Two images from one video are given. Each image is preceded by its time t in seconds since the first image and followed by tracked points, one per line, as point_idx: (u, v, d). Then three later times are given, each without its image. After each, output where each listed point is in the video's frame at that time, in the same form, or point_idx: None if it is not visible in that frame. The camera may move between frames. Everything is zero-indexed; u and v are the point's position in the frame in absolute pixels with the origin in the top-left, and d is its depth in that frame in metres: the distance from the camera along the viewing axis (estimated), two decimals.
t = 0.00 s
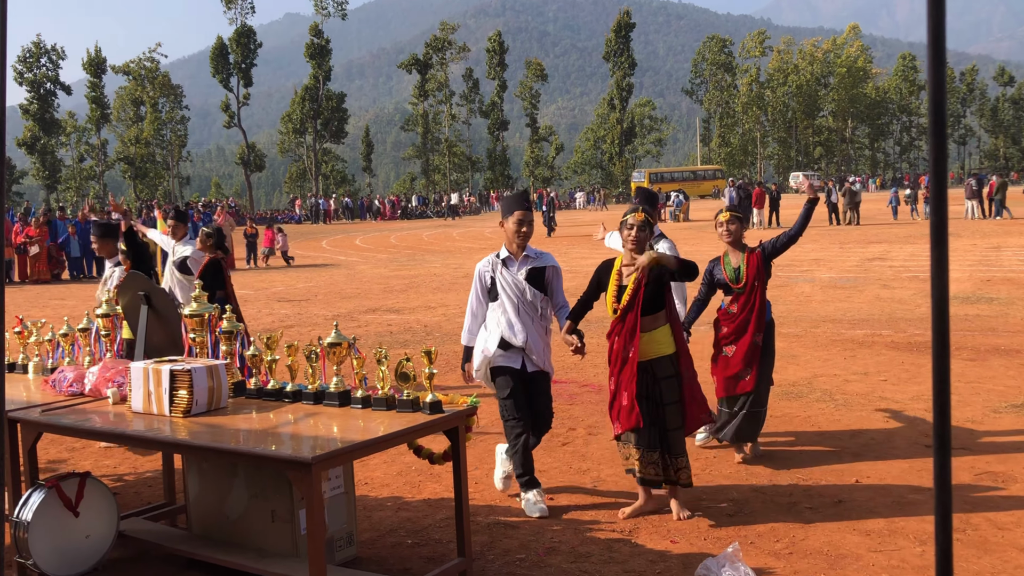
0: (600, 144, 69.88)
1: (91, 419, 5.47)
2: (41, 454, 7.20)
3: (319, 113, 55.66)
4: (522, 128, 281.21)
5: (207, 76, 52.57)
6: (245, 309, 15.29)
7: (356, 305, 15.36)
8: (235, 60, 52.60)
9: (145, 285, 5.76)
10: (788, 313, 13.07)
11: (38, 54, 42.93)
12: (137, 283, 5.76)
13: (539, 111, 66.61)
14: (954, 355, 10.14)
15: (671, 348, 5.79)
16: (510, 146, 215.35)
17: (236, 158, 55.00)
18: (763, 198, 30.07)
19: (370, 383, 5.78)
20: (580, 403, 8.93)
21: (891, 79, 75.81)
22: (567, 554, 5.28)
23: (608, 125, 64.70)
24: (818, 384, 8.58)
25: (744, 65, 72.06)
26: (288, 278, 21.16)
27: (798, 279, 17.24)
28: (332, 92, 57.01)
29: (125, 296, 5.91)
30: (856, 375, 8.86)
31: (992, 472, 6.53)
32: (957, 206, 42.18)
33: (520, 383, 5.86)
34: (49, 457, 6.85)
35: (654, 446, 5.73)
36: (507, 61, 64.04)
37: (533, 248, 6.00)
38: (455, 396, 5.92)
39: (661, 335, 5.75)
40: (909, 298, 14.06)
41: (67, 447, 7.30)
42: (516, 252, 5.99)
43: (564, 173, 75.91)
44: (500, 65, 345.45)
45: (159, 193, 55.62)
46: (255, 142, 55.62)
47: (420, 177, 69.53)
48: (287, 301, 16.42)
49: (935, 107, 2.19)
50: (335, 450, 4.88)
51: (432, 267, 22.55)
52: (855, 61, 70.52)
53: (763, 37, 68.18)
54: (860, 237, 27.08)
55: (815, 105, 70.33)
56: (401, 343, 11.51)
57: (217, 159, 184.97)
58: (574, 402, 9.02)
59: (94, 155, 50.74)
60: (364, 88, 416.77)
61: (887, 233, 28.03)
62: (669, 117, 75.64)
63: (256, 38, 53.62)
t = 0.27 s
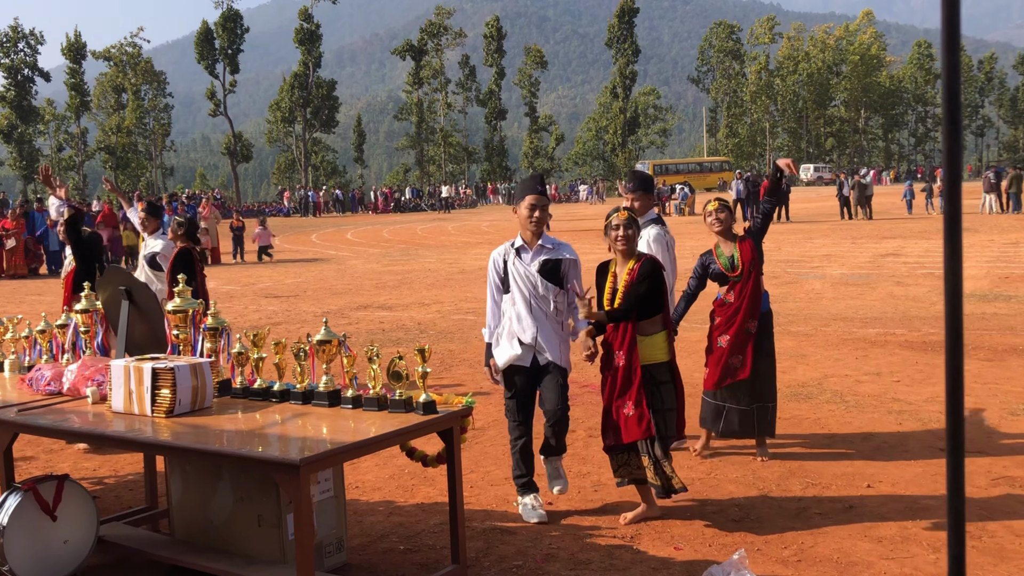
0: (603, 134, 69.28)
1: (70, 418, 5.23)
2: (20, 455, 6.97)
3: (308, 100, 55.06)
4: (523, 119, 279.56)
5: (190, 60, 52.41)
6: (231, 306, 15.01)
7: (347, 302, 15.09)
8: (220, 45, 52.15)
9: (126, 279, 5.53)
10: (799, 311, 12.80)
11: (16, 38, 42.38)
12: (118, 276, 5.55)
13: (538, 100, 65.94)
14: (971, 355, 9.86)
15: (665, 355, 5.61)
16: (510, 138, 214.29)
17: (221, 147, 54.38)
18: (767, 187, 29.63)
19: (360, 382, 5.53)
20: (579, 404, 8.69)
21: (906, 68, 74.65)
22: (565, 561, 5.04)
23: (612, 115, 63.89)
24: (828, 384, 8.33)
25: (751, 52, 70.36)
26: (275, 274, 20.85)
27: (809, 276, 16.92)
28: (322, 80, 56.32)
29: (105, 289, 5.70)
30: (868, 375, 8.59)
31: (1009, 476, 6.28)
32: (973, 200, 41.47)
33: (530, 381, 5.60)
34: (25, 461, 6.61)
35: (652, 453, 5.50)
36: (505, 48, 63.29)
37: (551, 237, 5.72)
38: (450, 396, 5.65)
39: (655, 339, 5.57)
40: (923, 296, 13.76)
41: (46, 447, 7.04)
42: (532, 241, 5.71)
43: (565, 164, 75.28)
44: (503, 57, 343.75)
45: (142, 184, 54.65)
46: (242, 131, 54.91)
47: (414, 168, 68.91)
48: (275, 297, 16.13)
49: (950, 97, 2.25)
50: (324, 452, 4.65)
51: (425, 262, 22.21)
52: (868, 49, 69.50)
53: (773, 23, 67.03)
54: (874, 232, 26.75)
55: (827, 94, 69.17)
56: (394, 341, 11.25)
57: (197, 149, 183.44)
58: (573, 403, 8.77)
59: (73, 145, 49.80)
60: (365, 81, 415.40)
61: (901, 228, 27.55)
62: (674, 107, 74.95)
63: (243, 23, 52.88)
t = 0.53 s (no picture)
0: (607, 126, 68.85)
1: (54, 420, 5.04)
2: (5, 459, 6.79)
3: (301, 91, 54.51)
4: (525, 111, 278.12)
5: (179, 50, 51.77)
6: (221, 304, 14.80)
7: (340, 300, 14.89)
8: (211, 34, 51.50)
9: (111, 276, 5.31)
10: (808, 310, 12.60)
11: None
12: (102, 273, 5.33)
13: (539, 91, 65.38)
14: (985, 355, 9.68)
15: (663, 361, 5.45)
16: (510, 130, 213.17)
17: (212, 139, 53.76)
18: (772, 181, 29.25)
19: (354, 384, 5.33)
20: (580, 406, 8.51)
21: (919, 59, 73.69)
22: (567, 568, 4.86)
23: (615, 106, 63.20)
24: (837, 386, 8.15)
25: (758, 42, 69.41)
26: (267, 270, 20.61)
27: (818, 274, 16.72)
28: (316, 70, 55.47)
29: (89, 287, 5.49)
30: (879, 377, 8.41)
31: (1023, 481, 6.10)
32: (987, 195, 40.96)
33: (543, 392, 5.33)
34: (9, 465, 6.42)
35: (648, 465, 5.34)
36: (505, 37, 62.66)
37: (573, 243, 5.35)
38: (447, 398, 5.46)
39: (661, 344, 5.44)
40: (936, 294, 13.56)
41: (35, 452, 6.88)
42: (552, 246, 5.40)
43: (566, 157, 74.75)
44: (506, 50, 342.18)
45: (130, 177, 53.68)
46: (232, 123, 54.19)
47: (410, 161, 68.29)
48: (266, 295, 15.92)
49: (962, 91, 2.23)
50: (318, 455, 4.48)
51: (421, 259, 21.96)
52: (880, 39, 68.64)
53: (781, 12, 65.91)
54: (885, 229, 26.48)
55: (838, 86, 68.16)
56: (388, 340, 11.08)
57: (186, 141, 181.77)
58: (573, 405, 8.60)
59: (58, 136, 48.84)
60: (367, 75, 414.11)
61: (914, 225, 27.24)
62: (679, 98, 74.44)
63: (234, 11, 52.20)
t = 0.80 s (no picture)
0: (612, 123, 68.65)
1: (50, 420, 4.92)
2: None
3: (300, 86, 54.45)
4: (529, 107, 277.06)
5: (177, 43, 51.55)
6: (220, 303, 14.69)
7: (340, 299, 14.79)
8: (208, 27, 51.45)
9: (109, 274, 5.22)
10: (818, 310, 12.48)
11: None
12: (100, 271, 5.24)
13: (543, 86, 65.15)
14: (999, 358, 9.55)
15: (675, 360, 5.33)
16: (514, 125, 212.68)
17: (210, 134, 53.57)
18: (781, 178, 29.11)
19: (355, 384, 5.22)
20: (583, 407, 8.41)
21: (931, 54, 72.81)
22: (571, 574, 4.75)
23: (621, 102, 62.95)
24: (848, 388, 8.03)
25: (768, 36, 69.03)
26: (266, 269, 20.49)
27: (830, 273, 16.59)
28: (315, 64, 55.54)
29: (87, 284, 5.37)
30: (891, 378, 8.29)
31: None
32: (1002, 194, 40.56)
33: (551, 391, 5.26)
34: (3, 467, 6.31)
35: (656, 468, 5.21)
36: (508, 31, 62.46)
37: (582, 248, 5.11)
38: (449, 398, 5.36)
39: (669, 344, 5.32)
40: (949, 295, 13.43)
41: (31, 453, 6.76)
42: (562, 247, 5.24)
43: (571, 154, 74.57)
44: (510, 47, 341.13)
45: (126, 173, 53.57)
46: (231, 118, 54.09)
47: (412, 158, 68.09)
48: (264, 294, 15.82)
49: (973, 91, 2.11)
50: (319, 456, 4.40)
51: (423, 257, 21.82)
52: (893, 33, 67.88)
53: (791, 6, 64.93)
54: (897, 228, 26.28)
55: (848, 81, 67.32)
56: (390, 340, 10.98)
57: (182, 136, 181.52)
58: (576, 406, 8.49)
59: (53, 131, 48.75)
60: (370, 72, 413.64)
61: (928, 224, 27.04)
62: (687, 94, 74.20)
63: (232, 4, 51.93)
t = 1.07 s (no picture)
0: (624, 119, 68.34)
1: (48, 424, 4.76)
2: None
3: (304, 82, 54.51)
4: (539, 105, 276.06)
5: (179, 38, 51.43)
6: (223, 304, 14.55)
7: (345, 300, 14.64)
8: (210, 22, 51.31)
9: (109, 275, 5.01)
10: (836, 312, 12.27)
11: None
12: (101, 271, 5.08)
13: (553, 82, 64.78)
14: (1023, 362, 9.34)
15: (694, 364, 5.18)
16: (524, 124, 212.01)
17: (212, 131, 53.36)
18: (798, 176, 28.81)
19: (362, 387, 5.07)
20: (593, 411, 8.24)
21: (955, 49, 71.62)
22: None
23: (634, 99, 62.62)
24: (868, 393, 7.84)
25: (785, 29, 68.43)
26: (270, 270, 20.33)
27: (847, 275, 16.36)
28: (320, 60, 55.39)
29: (87, 285, 5.18)
30: (912, 383, 8.09)
31: None
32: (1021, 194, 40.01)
33: (562, 393, 5.17)
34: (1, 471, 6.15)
35: (673, 474, 5.02)
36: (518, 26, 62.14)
37: (600, 249, 4.94)
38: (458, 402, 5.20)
39: (688, 346, 5.15)
40: (971, 298, 13.19)
41: (29, 458, 6.60)
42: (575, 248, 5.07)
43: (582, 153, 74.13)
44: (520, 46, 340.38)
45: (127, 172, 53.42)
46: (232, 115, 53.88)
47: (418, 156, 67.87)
48: (268, 295, 15.68)
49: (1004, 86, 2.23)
50: (325, 461, 4.27)
51: (430, 257, 21.64)
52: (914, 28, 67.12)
53: None
54: (916, 228, 25.94)
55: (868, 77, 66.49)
56: (396, 342, 10.82)
57: (187, 134, 181.58)
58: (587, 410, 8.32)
59: (51, 128, 48.61)
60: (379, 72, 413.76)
61: (947, 224, 26.69)
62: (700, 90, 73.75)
63: None
